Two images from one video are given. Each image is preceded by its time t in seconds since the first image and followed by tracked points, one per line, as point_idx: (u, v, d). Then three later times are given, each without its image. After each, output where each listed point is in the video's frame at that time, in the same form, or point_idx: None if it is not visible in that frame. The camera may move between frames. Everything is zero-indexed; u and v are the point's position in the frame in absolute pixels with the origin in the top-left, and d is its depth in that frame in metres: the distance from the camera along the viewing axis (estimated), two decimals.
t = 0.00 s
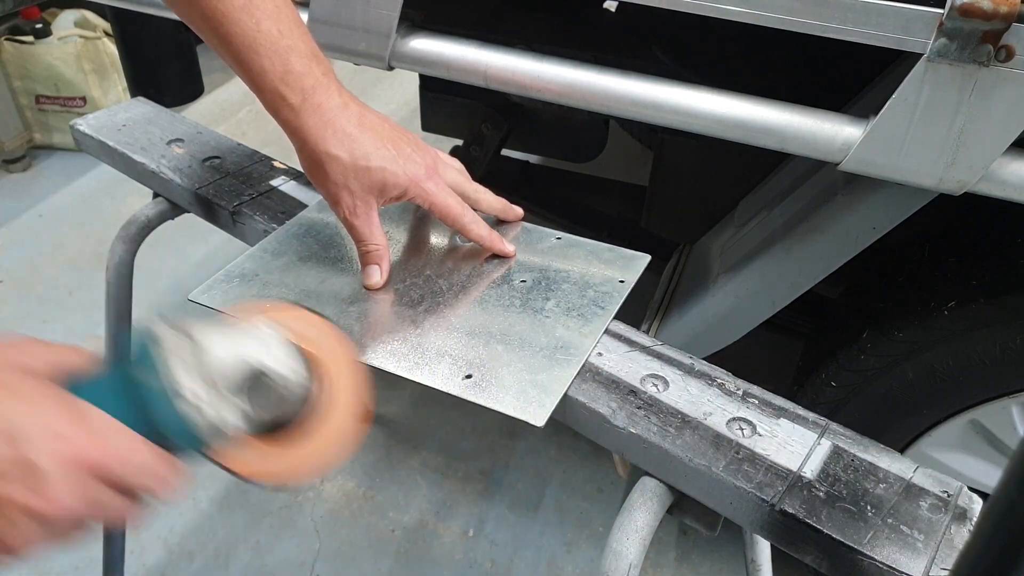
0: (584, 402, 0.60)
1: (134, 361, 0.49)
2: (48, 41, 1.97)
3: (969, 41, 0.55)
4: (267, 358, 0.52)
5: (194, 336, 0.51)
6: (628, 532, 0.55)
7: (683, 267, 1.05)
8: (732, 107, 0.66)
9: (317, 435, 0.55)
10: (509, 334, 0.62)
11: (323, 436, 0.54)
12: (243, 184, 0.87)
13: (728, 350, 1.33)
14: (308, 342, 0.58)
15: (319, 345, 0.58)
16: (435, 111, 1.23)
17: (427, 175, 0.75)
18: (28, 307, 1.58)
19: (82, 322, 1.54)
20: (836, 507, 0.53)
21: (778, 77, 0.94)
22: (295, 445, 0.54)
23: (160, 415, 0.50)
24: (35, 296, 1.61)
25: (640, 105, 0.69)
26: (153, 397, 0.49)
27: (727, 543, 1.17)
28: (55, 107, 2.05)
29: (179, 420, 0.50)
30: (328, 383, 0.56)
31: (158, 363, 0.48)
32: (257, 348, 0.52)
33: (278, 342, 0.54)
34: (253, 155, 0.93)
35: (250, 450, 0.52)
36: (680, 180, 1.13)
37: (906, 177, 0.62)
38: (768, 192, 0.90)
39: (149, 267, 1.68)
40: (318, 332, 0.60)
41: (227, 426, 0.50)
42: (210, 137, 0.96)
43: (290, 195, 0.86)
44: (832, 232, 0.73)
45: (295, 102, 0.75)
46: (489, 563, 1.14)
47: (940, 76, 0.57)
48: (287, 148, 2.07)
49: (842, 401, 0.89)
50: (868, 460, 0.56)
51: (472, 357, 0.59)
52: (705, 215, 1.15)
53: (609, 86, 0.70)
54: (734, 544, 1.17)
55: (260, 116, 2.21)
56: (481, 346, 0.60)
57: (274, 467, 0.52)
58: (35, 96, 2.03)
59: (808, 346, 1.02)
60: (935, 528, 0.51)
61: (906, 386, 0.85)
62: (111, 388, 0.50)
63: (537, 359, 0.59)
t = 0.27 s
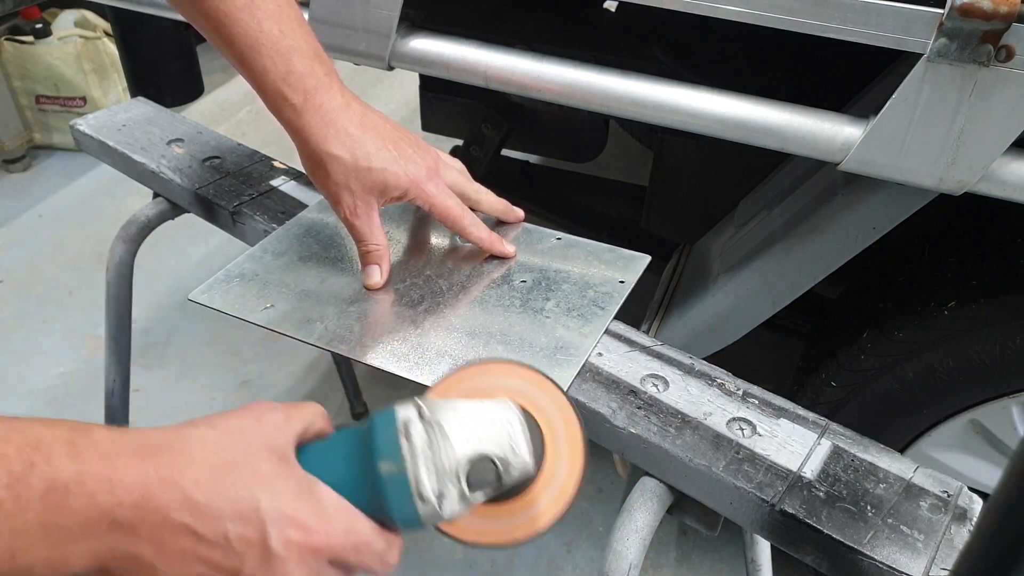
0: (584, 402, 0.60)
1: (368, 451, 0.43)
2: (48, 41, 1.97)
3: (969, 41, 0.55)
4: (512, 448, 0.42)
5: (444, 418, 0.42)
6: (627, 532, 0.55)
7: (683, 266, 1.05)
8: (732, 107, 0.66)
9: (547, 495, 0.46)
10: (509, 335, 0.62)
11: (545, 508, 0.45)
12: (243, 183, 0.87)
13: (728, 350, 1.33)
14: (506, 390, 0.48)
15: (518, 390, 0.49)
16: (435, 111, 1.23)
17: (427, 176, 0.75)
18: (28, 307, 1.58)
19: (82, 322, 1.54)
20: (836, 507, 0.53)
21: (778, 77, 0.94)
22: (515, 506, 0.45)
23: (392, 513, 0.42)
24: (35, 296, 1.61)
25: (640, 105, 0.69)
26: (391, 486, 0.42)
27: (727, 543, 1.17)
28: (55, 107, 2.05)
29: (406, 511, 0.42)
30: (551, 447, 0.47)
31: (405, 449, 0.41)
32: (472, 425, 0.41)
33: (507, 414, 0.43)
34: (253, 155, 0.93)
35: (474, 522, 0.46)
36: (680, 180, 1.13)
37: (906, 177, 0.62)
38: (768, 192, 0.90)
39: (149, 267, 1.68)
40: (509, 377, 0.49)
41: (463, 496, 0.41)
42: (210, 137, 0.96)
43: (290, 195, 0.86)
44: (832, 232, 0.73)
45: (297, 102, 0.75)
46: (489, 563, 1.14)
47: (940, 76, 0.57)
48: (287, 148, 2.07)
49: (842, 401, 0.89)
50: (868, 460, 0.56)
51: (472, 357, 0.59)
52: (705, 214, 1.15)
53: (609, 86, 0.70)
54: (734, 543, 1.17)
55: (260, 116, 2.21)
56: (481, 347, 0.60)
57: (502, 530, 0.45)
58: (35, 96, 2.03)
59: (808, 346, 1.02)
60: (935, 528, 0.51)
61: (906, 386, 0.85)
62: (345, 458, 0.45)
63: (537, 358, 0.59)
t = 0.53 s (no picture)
0: (584, 402, 0.60)
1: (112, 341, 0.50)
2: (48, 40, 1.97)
3: (969, 41, 0.55)
4: (245, 331, 0.53)
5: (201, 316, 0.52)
6: (628, 532, 0.55)
7: (683, 266, 1.05)
8: (732, 107, 0.66)
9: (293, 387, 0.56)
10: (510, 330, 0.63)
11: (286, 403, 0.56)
12: (243, 184, 0.87)
13: (728, 350, 1.33)
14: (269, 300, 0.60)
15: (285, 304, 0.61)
16: (435, 111, 1.23)
17: (427, 177, 0.75)
18: (28, 307, 1.58)
19: (82, 322, 1.54)
20: (836, 506, 0.53)
21: (778, 77, 0.94)
22: (279, 390, 0.56)
23: (137, 392, 0.50)
24: (35, 296, 1.61)
25: (640, 105, 0.69)
26: (137, 367, 0.49)
27: (727, 543, 1.17)
28: (55, 107, 2.05)
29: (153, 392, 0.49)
30: (296, 340, 0.57)
31: (138, 339, 0.49)
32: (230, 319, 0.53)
33: (247, 308, 0.54)
34: (253, 155, 0.93)
35: (224, 410, 0.53)
36: (680, 180, 1.13)
37: (906, 177, 0.62)
38: (768, 192, 0.90)
39: (148, 267, 1.68)
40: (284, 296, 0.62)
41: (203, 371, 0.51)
42: (210, 137, 0.96)
43: (290, 195, 0.86)
44: (832, 232, 0.73)
45: (298, 102, 0.75)
46: (489, 563, 1.14)
47: (940, 75, 0.57)
48: (287, 148, 2.07)
49: (842, 401, 0.89)
50: (868, 460, 0.56)
51: (472, 357, 0.59)
52: (705, 214, 1.15)
53: (609, 86, 0.70)
54: (734, 543, 1.17)
55: (260, 116, 2.21)
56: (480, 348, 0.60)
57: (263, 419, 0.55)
58: (35, 96, 2.03)
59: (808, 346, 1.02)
60: (935, 528, 0.52)
61: (906, 386, 0.85)
62: (92, 364, 0.50)
63: (537, 359, 0.59)
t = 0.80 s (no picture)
0: (584, 402, 0.60)
1: None
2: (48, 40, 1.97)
3: (969, 41, 0.55)
4: None
5: None
6: (628, 532, 0.55)
7: (683, 266, 1.06)
8: (732, 107, 0.66)
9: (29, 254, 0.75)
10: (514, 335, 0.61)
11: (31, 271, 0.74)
12: (243, 184, 0.87)
13: (728, 350, 1.33)
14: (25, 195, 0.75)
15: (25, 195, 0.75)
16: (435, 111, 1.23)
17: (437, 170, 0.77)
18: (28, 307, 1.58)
19: (82, 322, 1.54)
20: (836, 506, 0.53)
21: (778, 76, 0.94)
22: None
23: None
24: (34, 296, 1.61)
25: (641, 106, 0.69)
26: None
27: (727, 544, 1.17)
28: (55, 107, 2.05)
29: None
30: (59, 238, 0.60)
31: None
32: None
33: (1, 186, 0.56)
34: (254, 155, 0.93)
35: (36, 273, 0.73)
36: (680, 179, 1.13)
37: (906, 177, 0.62)
38: (768, 192, 0.90)
39: (149, 267, 1.68)
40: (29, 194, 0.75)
41: None
42: (210, 137, 0.96)
43: (291, 195, 0.86)
44: (832, 232, 0.73)
45: (318, 98, 0.73)
46: (489, 563, 1.14)
47: (940, 75, 0.57)
48: (287, 148, 2.07)
49: (842, 401, 0.89)
50: (868, 460, 0.56)
51: (472, 357, 0.59)
52: (705, 214, 1.15)
53: (609, 86, 0.70)
54: (734, 543, 1.17)
55: (260, 116, 2.21)
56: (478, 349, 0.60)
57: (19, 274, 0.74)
58: (35, 96, 2.03)
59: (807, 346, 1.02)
60: (935, 528, 0.52)
61: (906, 386, 0.85)
62: None
63: (537, 359, 0.59)
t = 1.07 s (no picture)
0: (585, 402, 0.60)
1: None
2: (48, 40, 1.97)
3: (969, 41, 0.54)
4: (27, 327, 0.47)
5: None
6: (627, 532, 0.55)
7: (683, 266, 1.06)
8: (732, 107, 0.66)
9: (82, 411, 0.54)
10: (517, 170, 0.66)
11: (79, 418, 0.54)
12: (243, 184, 0.87)
13: (728, 350, 1.33)
14: (76, 307, 0.57)
15: (94, 312, 0.58)
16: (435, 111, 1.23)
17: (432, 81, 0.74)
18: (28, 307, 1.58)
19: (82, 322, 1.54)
20: (836, 506, 0.53)
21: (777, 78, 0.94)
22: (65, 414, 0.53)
23: None
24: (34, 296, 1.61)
25: (640, 105, 0.69)
26: None
27: (727, 543, 1.17)
28: (55, 107, 2.05)
29: None
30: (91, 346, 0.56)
31: None
32: None
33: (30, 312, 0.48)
34: (254, 156, 0.93)
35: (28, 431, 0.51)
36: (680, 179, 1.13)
37: (906, 177, 0.62)
38: (768, 192, 0.90)
39: (148, 267, 1.68)
40: (84, 297, 0.58)
41: None
42: (210, 137, 0.96)
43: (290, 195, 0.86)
44: (831, 233, 0.73)
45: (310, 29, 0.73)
46: (489, 563, 1.14)
47: (940, 75, 0.56)
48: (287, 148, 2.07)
49: (842, 401, 0.89)
50: (868, 460, 0.56)
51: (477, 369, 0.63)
52: (705, 215, 1.15)
53: (609, 85, 0.70)
54: (734, 543, 1.17)
55: (260, 116, 2.21)
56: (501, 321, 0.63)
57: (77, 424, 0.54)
58: (35, 96, 2.03)
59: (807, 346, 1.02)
60: (935, 528, 0.52)
61: (906, 387, 0.85)
62: None
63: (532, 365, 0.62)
